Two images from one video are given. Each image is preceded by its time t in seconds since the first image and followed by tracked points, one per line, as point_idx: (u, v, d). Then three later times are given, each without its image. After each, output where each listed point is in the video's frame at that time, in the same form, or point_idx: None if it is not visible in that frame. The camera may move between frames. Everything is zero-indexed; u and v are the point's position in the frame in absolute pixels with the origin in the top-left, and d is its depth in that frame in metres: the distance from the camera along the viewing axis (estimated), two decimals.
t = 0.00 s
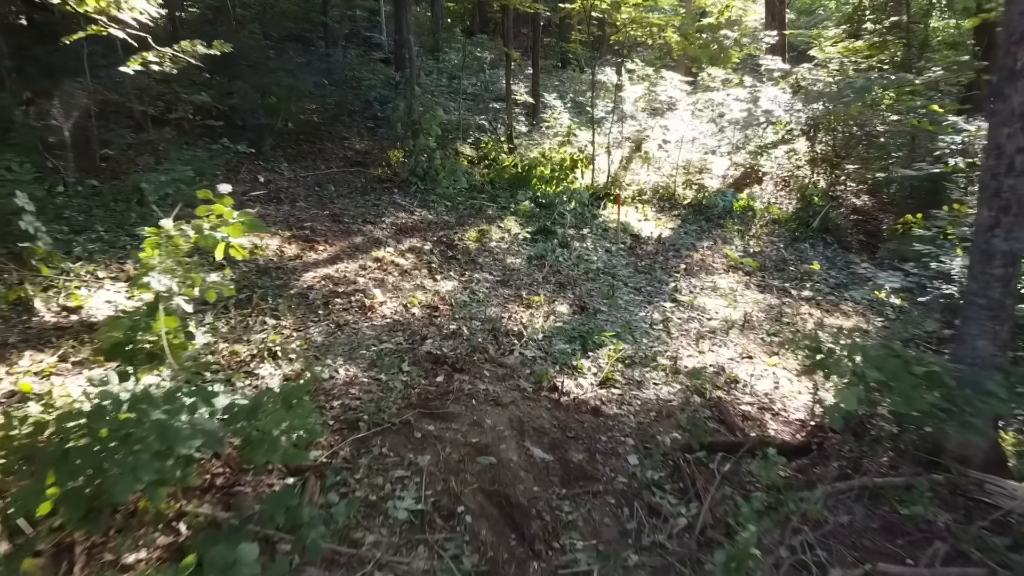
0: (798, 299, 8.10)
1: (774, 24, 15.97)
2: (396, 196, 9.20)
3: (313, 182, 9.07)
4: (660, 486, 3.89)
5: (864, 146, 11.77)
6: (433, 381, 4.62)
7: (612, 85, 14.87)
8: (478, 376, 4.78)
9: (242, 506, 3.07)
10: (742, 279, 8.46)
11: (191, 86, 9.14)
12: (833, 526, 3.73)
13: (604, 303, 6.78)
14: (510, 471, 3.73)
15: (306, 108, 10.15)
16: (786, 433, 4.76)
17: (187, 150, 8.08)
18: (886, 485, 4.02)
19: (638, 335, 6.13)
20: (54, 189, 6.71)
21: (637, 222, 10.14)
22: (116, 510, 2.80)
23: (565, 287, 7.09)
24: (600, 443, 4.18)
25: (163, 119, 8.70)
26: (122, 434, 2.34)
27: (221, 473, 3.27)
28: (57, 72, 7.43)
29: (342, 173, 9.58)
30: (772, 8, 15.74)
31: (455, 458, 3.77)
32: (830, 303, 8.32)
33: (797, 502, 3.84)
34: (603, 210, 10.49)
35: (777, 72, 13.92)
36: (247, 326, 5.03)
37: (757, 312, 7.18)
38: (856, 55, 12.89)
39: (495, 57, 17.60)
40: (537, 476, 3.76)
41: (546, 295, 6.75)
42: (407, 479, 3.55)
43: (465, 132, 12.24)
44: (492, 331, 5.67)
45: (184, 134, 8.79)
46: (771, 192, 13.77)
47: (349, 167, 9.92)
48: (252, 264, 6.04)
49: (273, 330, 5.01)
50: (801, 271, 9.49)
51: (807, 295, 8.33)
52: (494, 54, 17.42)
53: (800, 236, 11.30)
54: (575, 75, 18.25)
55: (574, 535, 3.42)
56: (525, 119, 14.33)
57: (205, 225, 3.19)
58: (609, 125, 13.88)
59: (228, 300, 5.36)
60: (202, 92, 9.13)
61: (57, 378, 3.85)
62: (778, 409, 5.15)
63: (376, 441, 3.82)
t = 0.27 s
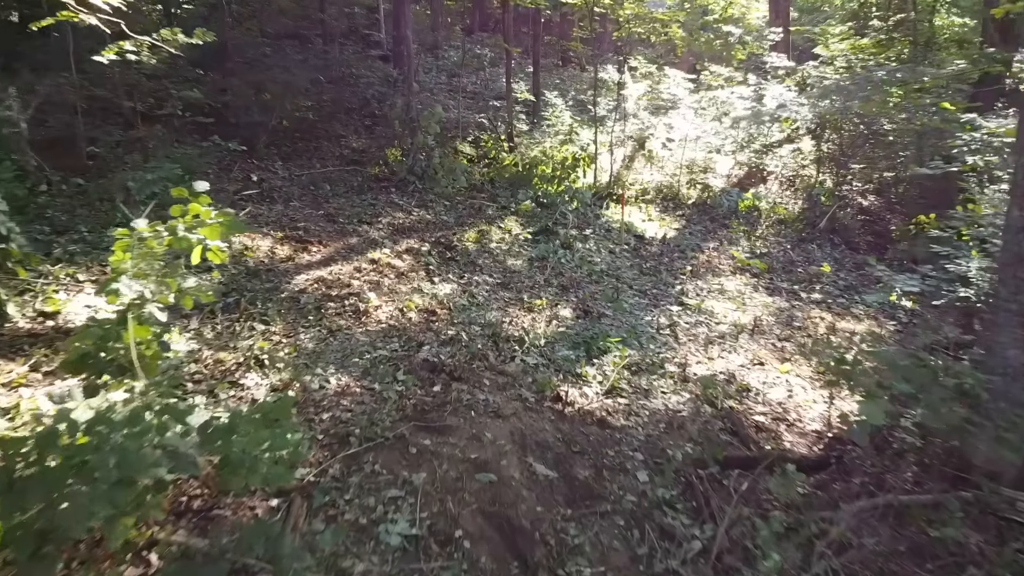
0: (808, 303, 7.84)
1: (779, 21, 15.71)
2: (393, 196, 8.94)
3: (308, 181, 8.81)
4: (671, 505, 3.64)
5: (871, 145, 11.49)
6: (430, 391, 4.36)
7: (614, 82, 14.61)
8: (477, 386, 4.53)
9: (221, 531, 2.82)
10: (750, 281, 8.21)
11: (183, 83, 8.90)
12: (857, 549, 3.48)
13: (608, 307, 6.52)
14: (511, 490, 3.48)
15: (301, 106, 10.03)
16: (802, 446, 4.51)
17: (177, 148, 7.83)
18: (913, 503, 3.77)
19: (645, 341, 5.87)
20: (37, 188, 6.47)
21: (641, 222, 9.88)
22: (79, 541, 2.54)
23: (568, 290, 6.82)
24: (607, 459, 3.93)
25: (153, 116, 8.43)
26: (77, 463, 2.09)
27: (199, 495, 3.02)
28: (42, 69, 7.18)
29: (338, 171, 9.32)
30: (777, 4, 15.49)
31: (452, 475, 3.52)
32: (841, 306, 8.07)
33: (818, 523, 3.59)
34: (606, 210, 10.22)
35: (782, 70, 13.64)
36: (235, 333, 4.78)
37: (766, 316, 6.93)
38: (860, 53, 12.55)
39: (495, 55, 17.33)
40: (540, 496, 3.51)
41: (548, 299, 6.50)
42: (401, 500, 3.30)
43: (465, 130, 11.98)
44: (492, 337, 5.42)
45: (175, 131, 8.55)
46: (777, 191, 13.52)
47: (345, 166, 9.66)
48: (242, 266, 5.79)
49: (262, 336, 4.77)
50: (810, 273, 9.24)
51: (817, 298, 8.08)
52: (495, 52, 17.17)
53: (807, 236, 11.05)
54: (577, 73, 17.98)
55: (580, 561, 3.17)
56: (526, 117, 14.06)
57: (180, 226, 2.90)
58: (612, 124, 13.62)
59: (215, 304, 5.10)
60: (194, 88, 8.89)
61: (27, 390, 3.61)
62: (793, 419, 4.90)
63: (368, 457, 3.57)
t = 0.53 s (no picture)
0: (819, 308, 7.59)
1: (784, 19, 15.45)
2: (390, 197, 8.68)
3: (303, 181, 8.56)
4: (686, 531, 3.39)
5: (878, 144, 11.14)
6: (426, 405, 4.11)
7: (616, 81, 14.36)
8: (477, 400, 4.28)
9: (196, 568, 2.57)
10: (758, 285, 7.97)
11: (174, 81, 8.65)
12: None
13: (613, 312, 6.28)
14: (513, 516, 3.23)
15: (296, 105, 9.77)
16: (821, 463, 4.26)
17: (167, 147, 7.59)
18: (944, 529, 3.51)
19: (652, 349, 5.62)
20: (19, 188, 6.24)
21: (645, 224, 9.62)
22: None
23: (571, 295, 6.56)
24: (616, 479, 3.67)
25: (143, 115, 8.19)
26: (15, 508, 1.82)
27: (173, 526, 2.77)
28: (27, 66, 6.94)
29: (334, 171, 9.06)
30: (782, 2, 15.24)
31: (450, 500, 3.27)
32: (852, 311, 7.83)
33: (844, 550, 3.33)
34: (609, 211, 9.97)
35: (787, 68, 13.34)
36: (222, 343, 4.54)
37: (777, 322, 6.68)
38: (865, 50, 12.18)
39: (496, 53, 17.09)
40: (544, 521, 3.26)
41: (551, 304, 6.25)
42: (395, 528, 3.05)
43: (464, 130, 11.72)
44: (492, 346, 5.17)
45: (166, 130, 8.31)
46: (783, 192, 13.26)
47: (342, 166, 9.41)
48: (231, 271, 5.55)
49: (251, 346, 4.52)
50: (819, 277, 9.00)
51: (828, 303, 7.83)
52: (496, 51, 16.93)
53: (814, 238, 10.81)
54: (578, 71, 17.73)
55: None
56: (527, 116, 13.81)
57: (151, 233, 2.63)
58: (615, 123, 13.36)
59: (201, 311, 4.86)
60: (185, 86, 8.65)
61: None
62: (809, 433, 4.65)
63: (360, 480, 3.32)
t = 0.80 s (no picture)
0: (831, 314, 7.34)
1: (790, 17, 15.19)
2: (388, 198, 8.43)
3: (298, 181, 8.30)
4: (704, 562, 3.14)
5: (886, 145, 11.17)
6: (424, 423, 3.86)
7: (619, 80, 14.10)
8: (478, 416, 4.03)
9: None
10: (768, 289, 7.72)
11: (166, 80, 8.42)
12: None
13: (620, 320, 6.02)
14: (518, 548, 2.98)
15: (291, 103, 9.71)
16: (844, 483, 4.01)
17: (157, 147, 7.34)
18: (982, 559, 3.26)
19: (660, 359, 5.37)
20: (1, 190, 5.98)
21: (650, 226, 9.37)
22: None
23: (576, 301, 6.31)
24: (627, 505, 3.42)
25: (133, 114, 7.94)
26: None
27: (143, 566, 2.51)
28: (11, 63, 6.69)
29: (330, 172, 8.80)
30: None
31: (449, 530, 3.02)
32: (865, 317, 7.58)
33: None
34: (613, 213, 9.71)
35: (792, 66, 13.16)
36: (208, 355, 4.28)
37: (790, 330, 6.42)
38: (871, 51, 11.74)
39: (497, 52, 16.83)
40: (552, 553, 3.01)
41: (555, 311, 5.99)
42: (389, 562, 2.80)
43: (465, 129, 11.46)
44: (494, 357, 4.92)
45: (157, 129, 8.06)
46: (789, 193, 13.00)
47: (338, 166, 9.15)
48: (221, 277, 5.29)
49: (238, 358, 4.27)
50: (830, 281, 8.75)
51: (840, 308, 7.58)
52: (497, 49, 16.67)
53: (823, 240, 10.56)
54: (580, 70, 17.48)
55: None
56: (528, 115, 13.55)
57: (119, 242, 2.36)
58: (618, 122, 13.10)
59: (187, 321, 4.61)
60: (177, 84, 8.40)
61: None
62: (829, 450, 4.40)
63: (352, 508, 3.06)
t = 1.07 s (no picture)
0: (845, 321, 7.08)
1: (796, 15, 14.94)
2: (387, 200, 8.17)
3: (294, 183, 8.05)
4: None
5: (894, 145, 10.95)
6: (423, 445, 3.60)
7: (622, 79, 13.85)
8: (480, 437, 3.78)
9: None
10: (779, 296, 7.46)
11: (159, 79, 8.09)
12: None
13: (627, 330, 5.77)
14: None
15: (289, 101, 9.12)
16: (871, 508, 3.75)
17: (147, 148, 7.08)
18: None
19: (671, 372, 5.11)
20: None
21: (656, 229, 9.11)
22: None
23: (581, 309, 6.05)
24: (642, 536, 3.16)
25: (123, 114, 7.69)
26: None
27: None
28: None
29: (326, 173, 8.54)
30: None
31: (449, 569, 2.76)
32: (879, 323, 7.32)
33: None
34: (617, 215, 9.45)
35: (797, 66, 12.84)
36: (193, 370, 4.03)
37: (804, 339, 6.17)
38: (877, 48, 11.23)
39: (498, 50, 16.56)
40: None
41: (560, 320, 5.74)
42: None
43: (465, 128, 11.20)
44: (497, 371, 4.66)
45: (148, 130, 7.80)
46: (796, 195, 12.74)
47: (336, 166, 8.89)
48: (209, 286, 5.04)
49: (223, 374, 4.02)
50: (841, 287, 8.49)
51: (854, 315, 7.32)
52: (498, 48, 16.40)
53: (833, 244, 10.31)
54: (583, 69, 17.20)
55: None
56: (529, 114, 13.28)
57: (78, 258, 2.11)
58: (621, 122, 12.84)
59: (172, 333, 4.36)
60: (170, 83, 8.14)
61: None
62: (853, 472, 4.14)
63: (344, 544, 2.80)
